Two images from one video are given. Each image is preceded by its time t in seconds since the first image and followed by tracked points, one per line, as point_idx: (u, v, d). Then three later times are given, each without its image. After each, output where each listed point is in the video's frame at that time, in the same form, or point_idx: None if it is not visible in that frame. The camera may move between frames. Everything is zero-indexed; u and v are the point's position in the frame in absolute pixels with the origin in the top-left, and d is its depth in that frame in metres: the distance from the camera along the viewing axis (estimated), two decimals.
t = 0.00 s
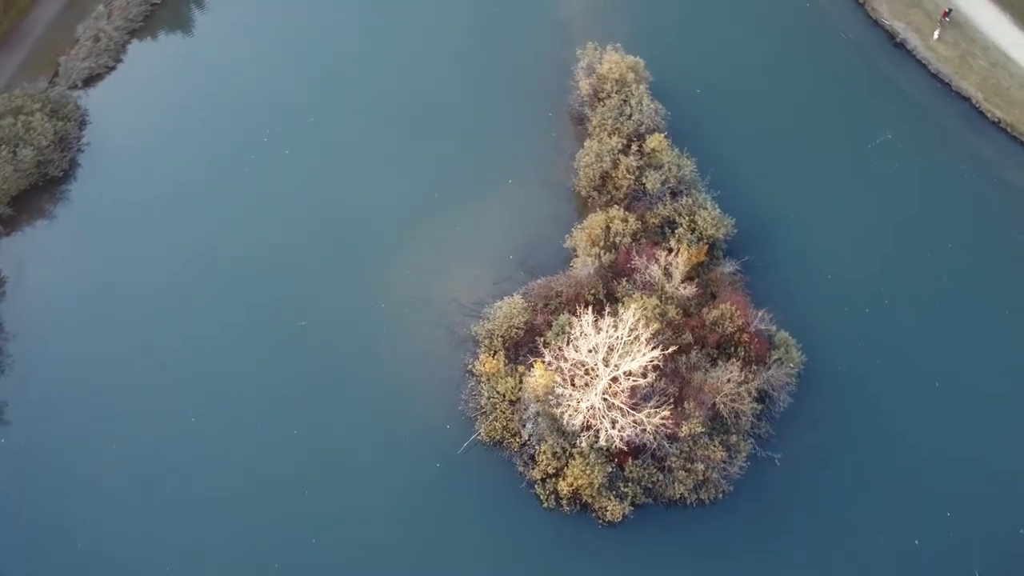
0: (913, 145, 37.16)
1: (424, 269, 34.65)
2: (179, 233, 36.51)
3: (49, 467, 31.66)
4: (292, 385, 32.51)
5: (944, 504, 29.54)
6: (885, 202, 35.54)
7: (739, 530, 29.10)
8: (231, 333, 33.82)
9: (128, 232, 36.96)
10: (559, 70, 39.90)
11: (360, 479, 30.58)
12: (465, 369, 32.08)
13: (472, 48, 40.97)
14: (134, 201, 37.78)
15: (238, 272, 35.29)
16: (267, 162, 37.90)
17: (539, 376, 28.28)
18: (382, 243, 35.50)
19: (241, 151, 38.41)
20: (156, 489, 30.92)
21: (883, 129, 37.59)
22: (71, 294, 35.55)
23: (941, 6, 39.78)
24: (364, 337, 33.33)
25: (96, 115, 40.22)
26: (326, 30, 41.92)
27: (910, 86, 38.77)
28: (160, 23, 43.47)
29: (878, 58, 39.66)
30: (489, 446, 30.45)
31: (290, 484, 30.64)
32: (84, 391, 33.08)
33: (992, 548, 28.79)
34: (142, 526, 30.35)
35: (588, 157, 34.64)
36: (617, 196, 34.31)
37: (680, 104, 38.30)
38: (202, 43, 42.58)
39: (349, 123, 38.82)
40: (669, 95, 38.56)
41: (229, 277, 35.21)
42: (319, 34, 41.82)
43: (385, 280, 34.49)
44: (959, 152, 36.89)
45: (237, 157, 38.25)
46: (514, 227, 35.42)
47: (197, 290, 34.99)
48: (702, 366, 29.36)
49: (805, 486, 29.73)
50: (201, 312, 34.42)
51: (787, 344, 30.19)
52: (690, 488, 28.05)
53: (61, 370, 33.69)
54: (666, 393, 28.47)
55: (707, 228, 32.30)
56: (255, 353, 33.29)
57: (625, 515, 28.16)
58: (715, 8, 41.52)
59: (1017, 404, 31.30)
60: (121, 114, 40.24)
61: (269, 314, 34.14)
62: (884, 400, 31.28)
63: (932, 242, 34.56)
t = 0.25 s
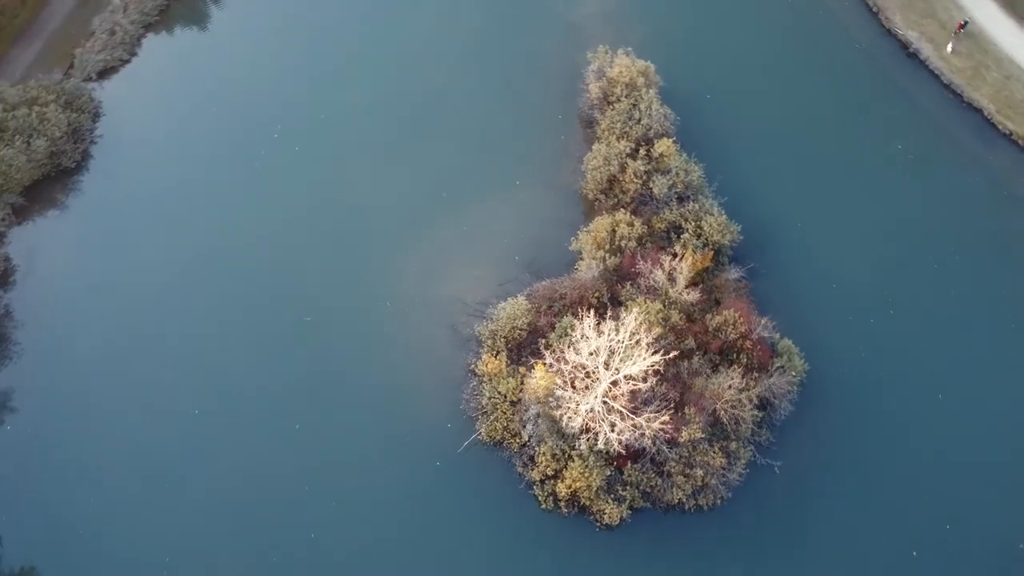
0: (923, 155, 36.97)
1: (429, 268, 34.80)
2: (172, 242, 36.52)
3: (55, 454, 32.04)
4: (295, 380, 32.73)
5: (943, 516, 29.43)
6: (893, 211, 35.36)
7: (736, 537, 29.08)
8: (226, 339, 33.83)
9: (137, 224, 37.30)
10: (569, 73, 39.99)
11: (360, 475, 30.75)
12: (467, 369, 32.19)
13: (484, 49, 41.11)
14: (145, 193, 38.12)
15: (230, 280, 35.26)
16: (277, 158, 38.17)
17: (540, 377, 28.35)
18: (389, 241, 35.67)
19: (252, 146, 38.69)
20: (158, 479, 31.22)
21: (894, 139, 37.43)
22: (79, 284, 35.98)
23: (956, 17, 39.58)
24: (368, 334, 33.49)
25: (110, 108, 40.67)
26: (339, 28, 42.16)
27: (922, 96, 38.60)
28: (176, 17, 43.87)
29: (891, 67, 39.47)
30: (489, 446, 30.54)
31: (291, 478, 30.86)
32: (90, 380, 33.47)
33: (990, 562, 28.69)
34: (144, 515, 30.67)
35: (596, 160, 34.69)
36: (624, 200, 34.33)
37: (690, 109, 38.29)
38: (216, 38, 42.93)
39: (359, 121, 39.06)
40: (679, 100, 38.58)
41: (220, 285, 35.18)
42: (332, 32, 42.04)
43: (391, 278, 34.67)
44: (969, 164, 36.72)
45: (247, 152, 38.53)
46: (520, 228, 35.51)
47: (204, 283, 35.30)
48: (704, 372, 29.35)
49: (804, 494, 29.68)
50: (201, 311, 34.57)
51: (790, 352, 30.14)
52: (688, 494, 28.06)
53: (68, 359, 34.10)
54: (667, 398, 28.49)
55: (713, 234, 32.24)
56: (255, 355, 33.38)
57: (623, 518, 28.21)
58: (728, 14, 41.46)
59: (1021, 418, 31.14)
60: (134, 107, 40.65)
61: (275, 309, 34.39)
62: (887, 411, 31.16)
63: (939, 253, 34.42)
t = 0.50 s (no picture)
0: (935, 167, 36.78)
1: (436, 267, 34.96)
2: (173, 243, 36.68)
3: (61, 440, 32.47)
4: (300, 374, 32.99)
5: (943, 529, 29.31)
6: (901, 223, 35.27)
7: (733, 544, 29.07)
8: (226, 338, 33.98)
9: (148, 216, 37.68)
10: (582, 76, 40.06)
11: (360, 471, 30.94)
12: (470, 369, 32.33)
13: (497, 51, 41.26)
14: (157, 185, 38.52)
15: (228, 282, 35.35)
16: (289, 153, 38.46)
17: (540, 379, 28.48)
18: (397, 239, 35.89)
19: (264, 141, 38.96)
20: (162, 467, 31.55)
21: (905, 150, 37.26)
22: (90, 273, 36.37)
23: (971, 30, 39.39)
24: (373, 331, 33.69)
25: (125, 99, 41.07)
26: (355, 26, 42.42)
27: (935, 108, 38.41)
28: (193, 11, 44.26)
29: (905, 78, 39.33)
30: (490, 446, 30.66)
31: (291, 472, 31.07)
32: (98, 368, 33.87)
33: None
34: (146, 503, 31.00)
35: (605, 164, 34.78)
36: (631, 205, 34.38)
37: (701, 115, 38.28)
38: (233, 33, 43.28)
39: (371, 119, 39.30)
40: (690, 105, 38.57)
41: (219, 286, 35.30)
42: (347, 30, 42.30)
43: (397, 276, 34.87)
44: (981, 178, 36.55)
45: (259, 147, 38.82)
46: (527, 230, 35.62)
47: (213, 276, 35.64)
48: (705, 378, 29.36)
49: (803, 504, 29.62)
50: (206, 307, 34.82)
51: (793, 362, 30.07)
52: (686, 500, 28.09)
53: (77, 346, 34.53)
54: (668, 403, 28.53)
55: (720, 241, 32.20)
56: (258, 352, 33.59)
57: (620, 522, 28.28)
58: (742, 20, 41.42)
59: None
60: (149, 99, 41.04)
61: (282, 303, 34.67)
62: (888, 423, 31.06)
63: (946, 266, 34.27)
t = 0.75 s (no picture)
0: (945, 178, 36.58)
1: (443, 266, 35.12)
2: (181, 237, 37.00)
3: (68, 429, 32.90)
4: (304, 369, 33.24)
5: (942, 542, 29.24)
6: (909, 234, 35.07)
7: (730, 551, 29.05)
8: (229, 335, 34.19)
9: (158, 209, 38.01)
10: (593, 79, 40.10)
11: (361, 467, 31.14)
12: (473, 368, 32.44)
13: (509, 52, 41.38)
14: (167, 178, 38.83)
15: (227, 283, 35.49)
16: (299, 150, 38.76)
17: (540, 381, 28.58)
18: (403, 238, 36.08)
19: (275, 138, 39.24)
20: (165, 459, 31.90)
21: (916, 160, 37.06)
22: (99, 264, 36.76)
23: (986, 41, 39.07)
24: (377, 328, 33.88)
25: (138, 93, 41.47)
26: (369, 24, 42.62)
27: (946, 119, 38.27)
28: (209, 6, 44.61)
29: (917, 89, 39.15)
30: (490, 446, 30.77)
31: (293, 466, 31.31)
32: (105, 358, 34.27)
33: None
34: (149, 493, 31.39)
35: (612, 168, 34.83)
36: (638, 209, 34.40)
37: (711, 121, 38.25)
38: (247, 29, 43.58)
39: (383, 117, 39.54)
40: (700, 111, 38.56)
41: (218, 287, 35.45)
42: (360, 28, 42.48)
43: (403, 274, 35.07)
44: (991, 190, 36.37)
45: (270, 144, 39.08)
46: (534, 232, 35.72)
47: (221, 270, 35.96)
48: (707, 384, 29.36)
49: (802, 513, 29.55)
50: (212, 301, 35.10)
51: (796, 370, 30.01)
52: (685, 505, 28.13)
53: (85, 337, 34.93)
54: (668, 408, 28.56)
55: (725, 247, 32.15)
56: (264, 345, 33.90)
57: (618, 525, 28.35)
58: (755, 27, 41.36)
59: None
60: (163, 93, 41.41)
61: (288, 298, 34.90)
62: (891, 434, 30.89)
63: (954, 278, 34.07)
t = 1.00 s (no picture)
0: (956, 191, 36.40)
1: (449, 266, 35.34)
2: (192, 229, 37.45)
3: (74, 416, 33.25)
4: (309, 363, 33.58)
5: (943, 556, 28.88)
6: (917, 245, 34.89)
7: (728, 559, 28.85)
8: (236, 328, 34.62)
9: (170, 201, 38.47)
10: (605, 82, 40.18)
11: (363, 461, 31.36)
12: (476, 368, 32.63)
13: (522, 55, 41.61)
14: (180, 171, 39.27)
15: (227, 283, 35.82)
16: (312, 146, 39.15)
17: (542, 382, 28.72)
18: (411, 236, 36.35)
19: (288, 134, 39.63)
20: (169, 450, 32.18)
21: (927, 172, 36.90)
22: (110, 255, 37.21)
23: (1002, 55, 39.05)
24: (383, 325, 34.13)
25: (155, 85, 41.95)
26: (385, 25, 43.06)
27: (959, 132, 38.10)
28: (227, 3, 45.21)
29: (930, 100, 38.98)
30: (490, 446, 30.90)
31: (294, 459, 31.58)
32: (113, 347, 34.70)
33: None
34: (152, 483, 31.67)
35: (621, 172, 34.90)
36: (645, 214, 34.43)
37: (721, 127, 38.22)
38: (264, 25, 44.07)
39: (395, 116, 39.85)
40: (711, 118, 38.56)
41: (219, 286, 35.79)
42: (375, 29, 42.89)
43: (410, 273, 35.34)
44: (1002, 204, 36.18)
45: (283, 140, 39.48)
46: (541, 234, 35.85)
47: (231, 263, 36.42)
48: (708, 391, 29.39)
49: (803, 523, 29.19)
50: (221, 294, 35.53)
51: (799, 379, 29.92)
52: (682, 511, 28.15)
53: (94, 326, 35.38)
54: (669, 414, 28.62)
55: (732, 254, 32.11)
56: (271, 339, 34.23)
57: (615, 529, 28.40)
58: (769, 36, 41.38)
59: None
60: (179, 87, 41.93)
61: (295, 293, 35.27)
62: (895, 445, 30.57)
63: (962, 291, 33.85)
